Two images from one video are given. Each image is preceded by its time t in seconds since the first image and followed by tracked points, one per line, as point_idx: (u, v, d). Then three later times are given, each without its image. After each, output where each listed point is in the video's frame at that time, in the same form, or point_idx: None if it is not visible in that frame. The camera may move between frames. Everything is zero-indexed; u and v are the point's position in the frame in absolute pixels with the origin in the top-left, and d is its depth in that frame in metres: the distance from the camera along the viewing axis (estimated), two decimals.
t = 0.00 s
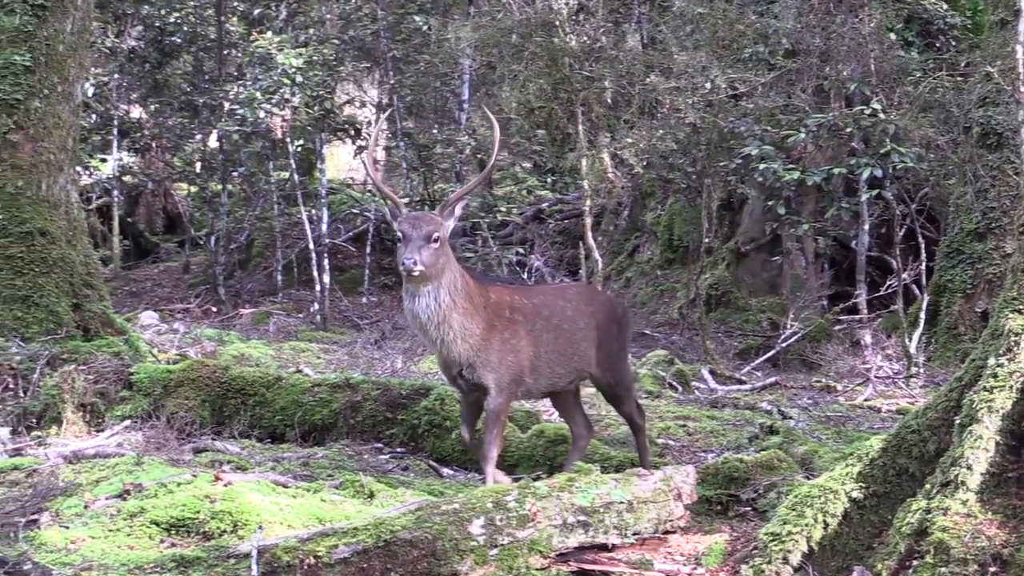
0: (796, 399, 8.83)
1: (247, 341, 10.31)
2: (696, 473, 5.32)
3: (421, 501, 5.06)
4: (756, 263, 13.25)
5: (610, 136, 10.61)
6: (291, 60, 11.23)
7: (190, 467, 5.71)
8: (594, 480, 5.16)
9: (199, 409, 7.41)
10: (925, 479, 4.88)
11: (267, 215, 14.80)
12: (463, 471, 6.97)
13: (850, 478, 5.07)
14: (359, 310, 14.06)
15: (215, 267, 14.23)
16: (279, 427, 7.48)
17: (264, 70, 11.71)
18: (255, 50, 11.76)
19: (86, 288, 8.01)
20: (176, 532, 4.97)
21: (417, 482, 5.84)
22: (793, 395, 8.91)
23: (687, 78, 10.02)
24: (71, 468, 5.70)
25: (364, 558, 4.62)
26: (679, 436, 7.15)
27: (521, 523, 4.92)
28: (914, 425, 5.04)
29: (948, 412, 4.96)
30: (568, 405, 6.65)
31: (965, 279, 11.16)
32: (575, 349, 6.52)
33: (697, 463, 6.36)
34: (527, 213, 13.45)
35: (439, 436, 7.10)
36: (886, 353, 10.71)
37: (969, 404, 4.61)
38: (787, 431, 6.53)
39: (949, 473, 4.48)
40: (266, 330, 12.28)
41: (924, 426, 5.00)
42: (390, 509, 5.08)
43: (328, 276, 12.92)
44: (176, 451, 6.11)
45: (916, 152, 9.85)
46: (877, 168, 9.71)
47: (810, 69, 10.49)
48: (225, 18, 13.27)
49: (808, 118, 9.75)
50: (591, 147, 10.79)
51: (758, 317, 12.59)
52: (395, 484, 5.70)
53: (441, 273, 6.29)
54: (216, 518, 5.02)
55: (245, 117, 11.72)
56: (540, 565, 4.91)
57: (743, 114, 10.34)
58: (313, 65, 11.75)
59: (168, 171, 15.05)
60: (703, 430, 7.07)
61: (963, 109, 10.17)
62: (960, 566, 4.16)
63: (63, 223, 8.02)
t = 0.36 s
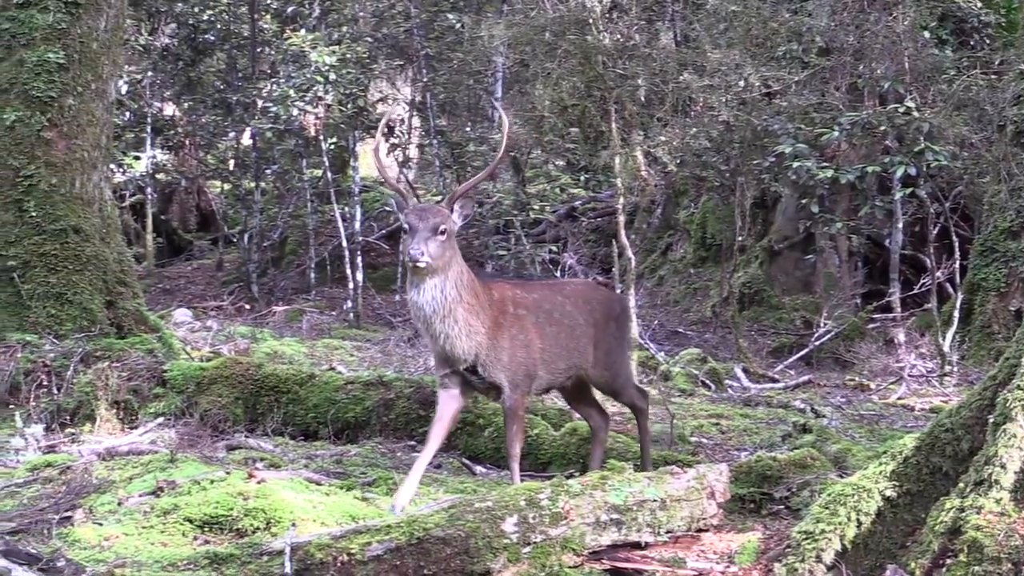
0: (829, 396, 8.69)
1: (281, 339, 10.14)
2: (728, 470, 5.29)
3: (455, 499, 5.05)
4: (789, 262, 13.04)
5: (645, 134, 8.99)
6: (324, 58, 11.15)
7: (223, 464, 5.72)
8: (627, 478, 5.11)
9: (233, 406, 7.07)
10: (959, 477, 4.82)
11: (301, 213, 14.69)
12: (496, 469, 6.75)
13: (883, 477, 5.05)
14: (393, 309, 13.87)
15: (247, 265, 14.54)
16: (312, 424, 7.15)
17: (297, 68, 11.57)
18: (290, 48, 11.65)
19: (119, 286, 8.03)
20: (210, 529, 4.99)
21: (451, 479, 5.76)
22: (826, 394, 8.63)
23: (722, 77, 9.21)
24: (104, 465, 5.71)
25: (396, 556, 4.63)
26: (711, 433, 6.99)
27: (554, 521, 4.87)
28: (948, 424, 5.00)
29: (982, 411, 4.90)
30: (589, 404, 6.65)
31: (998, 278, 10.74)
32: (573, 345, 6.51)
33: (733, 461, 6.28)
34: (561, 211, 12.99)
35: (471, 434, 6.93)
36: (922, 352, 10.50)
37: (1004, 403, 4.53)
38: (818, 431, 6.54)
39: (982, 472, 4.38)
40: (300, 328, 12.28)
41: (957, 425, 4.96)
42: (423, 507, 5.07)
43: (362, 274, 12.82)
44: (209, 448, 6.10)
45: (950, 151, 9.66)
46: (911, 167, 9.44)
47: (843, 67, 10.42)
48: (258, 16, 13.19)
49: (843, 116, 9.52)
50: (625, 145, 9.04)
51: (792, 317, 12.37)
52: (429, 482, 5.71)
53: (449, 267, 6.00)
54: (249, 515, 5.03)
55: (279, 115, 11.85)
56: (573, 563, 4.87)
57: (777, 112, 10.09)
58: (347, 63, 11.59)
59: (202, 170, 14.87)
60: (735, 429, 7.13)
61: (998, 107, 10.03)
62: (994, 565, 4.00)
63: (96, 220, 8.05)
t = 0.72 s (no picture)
0: (859, 392, 8.21)
1: (311, 336, 9.85)
2: (758, 469, 5.24)
3: (482, 496, 5.06)
4: (818, 259, 12.89)
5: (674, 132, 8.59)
6: (354, 54, 10.54)
7: (253, 462, 5.71)
8: (657, 475, 5.05)
9: (262, 404, 6.97)
10: (988, 474, 4.69)
11: (330, 210, 14.21)
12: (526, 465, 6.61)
13: (913, 473, 4.92)
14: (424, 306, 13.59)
15: (278, 262, 13.98)
16: (342, 421, 6.96)
17: (327, 65, 11.19)
18: (321, 45, 11.31)
19: (150, 283, 8.00)
20: (239, 526, 4.97)
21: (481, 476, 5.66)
22: (857, 390, 8.32)
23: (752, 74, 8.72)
24: (134, 462, 5.72)
25: (426, 553, 4.62)
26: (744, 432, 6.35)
27: (584, 518, 4.83)
28: (978, 422, 4.86)
29: (1011, 406, 4.78)
30: (584, 399, 6.05)
31: None
32: (567, 342, 5.92)
33: (760, 457, 5.82)
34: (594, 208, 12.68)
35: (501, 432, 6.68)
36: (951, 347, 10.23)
37: None
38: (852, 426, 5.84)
39: (1013, 468, 4.28)
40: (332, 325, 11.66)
41: (988, 421, 4.83)
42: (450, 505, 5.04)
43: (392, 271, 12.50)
44: (237, 445, 6.05)
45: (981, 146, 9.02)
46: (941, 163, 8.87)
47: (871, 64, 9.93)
48: (288, 13, 13.27)
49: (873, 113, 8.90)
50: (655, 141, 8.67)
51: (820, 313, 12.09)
52: (458, 480, 5.65)
53: (425, 275, 5.44)
54: (279, 512, 5.03)
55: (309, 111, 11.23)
56: (602, 560, 4.81)
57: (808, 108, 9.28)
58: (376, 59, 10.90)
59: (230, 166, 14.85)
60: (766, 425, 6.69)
61: None
62: None
63: (126, 217, 8.05)
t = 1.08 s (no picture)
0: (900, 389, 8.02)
1: (350, 332, 9.71)
2: (796, 468, 5.18)
3: (521, 495, 5.02)
4: (858, 256, 11.67)
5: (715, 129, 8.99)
6: (393, 52, 10.18)
7: (291, 458, 5.70)
8: (696, 472, 4.98)
9: (301, 401, 6.85)
10: None
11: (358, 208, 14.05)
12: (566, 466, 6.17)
13: (954, 470, 4.64)
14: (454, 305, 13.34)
15: (316, 260, 13.25)
16: (381, 419, 6.82)
17: (365, 63, 10.65)
18: (358, 41, 10.78)
19: (189, 280, 7.86)
20: (279, 523, 4.99)
21: (521, 472, 5.62)
22: (898, 387, 8.10)
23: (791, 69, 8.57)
24: (173, 458, 5.71)
25: (466, 551, 4.56)
26: (781, 427, 6.19)
27: (623, 515, 4.77)
28: (1019, 418, 4.49)
29: None
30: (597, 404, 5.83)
31: None
32: (564, 338, 5.73)
33: (801, 456, 5.59)
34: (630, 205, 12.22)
35: (540, 428, 6.33)
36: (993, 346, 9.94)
37: None
38: (892, 424, 5.79)
39: None
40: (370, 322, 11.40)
41: None
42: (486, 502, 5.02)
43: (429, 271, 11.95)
44: (277, 442, 6.05)
45: None
46: (982, 160, 8.44)
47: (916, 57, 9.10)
48: (327, 10, 12.05)
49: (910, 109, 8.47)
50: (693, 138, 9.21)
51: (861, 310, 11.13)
52: (499, 475, 5.61)
53: (421, 256, 5.50)
54: (318, 508, 5.04)
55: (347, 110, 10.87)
56: (642, 557, 4.72)
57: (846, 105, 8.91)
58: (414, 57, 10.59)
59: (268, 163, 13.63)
60: (805, 422, 6.41)
61: None
62: None
63: (166, 214, 7.90)
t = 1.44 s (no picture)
0: (940, 387, 7.82)
1: (388, 329, 9.62)
2: (835, 466, 5.06)
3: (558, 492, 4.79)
4: (898, 254, 11.45)
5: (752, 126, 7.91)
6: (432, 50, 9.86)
7: (328, 455, 5.69)
8: (733, 470, 4.81)
9: (338, 398, 6.88)
10: None
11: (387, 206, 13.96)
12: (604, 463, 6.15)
13: (990, 468, 4.59)
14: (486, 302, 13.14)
15: (354, 256, 13.17)
16: (417, 415, 6.84)
17: (403, 61, 10.32)
18: (396, 38, 10.44)
19: (226, 278, 7.91)
20: (315, 520, 4.97)
21: (556, 470, 5.54)
22: (938, 386, 7.90)
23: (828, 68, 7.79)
24: (211, 456, 5.75)
25: (503, 548, 4.37)
26: (815, 424, 6.18)
27: (660, 513, 4.59)
28: None
29: None
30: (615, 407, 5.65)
31: None
32: (582, 343, 5.51)
33: (838, 453, 5.54)
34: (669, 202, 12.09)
35: (578, 425, 6.30)
36: None
37: None
38: (930, 422, 5.68)
39: None
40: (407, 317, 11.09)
41: None
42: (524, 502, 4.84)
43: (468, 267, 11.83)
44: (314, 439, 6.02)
45: None
46: None
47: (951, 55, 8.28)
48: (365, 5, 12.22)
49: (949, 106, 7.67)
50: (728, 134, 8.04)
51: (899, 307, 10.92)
52: (534, 474, 5.52)
53: (444, 262, 5.22)
54: (354, 506, 5.02)
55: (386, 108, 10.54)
56: (678, 555, 4.59)
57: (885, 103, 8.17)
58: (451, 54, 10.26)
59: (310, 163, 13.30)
60: (841, 421, 6.30)
61: None
62: None
63: (204, 212, 7.89)
